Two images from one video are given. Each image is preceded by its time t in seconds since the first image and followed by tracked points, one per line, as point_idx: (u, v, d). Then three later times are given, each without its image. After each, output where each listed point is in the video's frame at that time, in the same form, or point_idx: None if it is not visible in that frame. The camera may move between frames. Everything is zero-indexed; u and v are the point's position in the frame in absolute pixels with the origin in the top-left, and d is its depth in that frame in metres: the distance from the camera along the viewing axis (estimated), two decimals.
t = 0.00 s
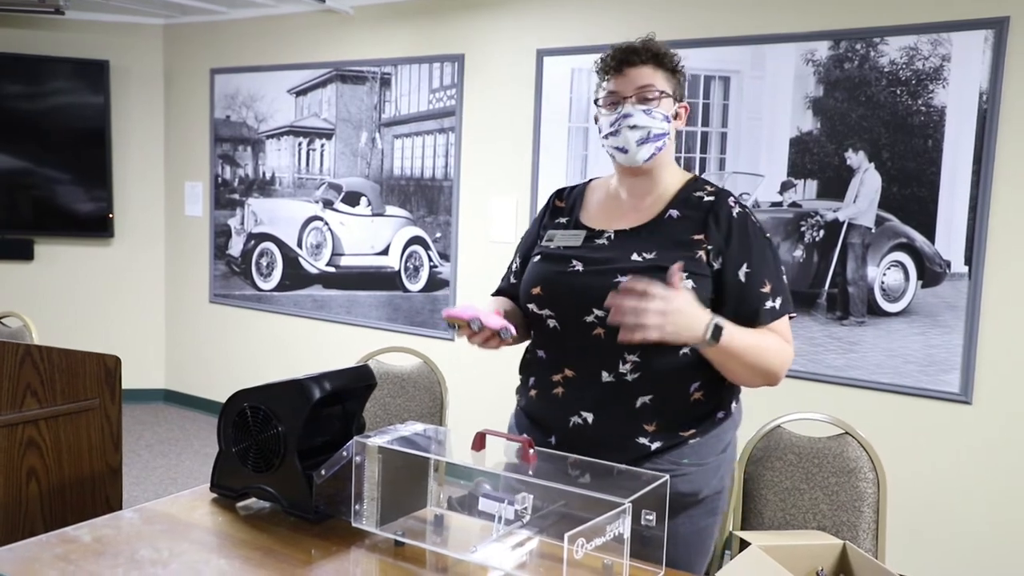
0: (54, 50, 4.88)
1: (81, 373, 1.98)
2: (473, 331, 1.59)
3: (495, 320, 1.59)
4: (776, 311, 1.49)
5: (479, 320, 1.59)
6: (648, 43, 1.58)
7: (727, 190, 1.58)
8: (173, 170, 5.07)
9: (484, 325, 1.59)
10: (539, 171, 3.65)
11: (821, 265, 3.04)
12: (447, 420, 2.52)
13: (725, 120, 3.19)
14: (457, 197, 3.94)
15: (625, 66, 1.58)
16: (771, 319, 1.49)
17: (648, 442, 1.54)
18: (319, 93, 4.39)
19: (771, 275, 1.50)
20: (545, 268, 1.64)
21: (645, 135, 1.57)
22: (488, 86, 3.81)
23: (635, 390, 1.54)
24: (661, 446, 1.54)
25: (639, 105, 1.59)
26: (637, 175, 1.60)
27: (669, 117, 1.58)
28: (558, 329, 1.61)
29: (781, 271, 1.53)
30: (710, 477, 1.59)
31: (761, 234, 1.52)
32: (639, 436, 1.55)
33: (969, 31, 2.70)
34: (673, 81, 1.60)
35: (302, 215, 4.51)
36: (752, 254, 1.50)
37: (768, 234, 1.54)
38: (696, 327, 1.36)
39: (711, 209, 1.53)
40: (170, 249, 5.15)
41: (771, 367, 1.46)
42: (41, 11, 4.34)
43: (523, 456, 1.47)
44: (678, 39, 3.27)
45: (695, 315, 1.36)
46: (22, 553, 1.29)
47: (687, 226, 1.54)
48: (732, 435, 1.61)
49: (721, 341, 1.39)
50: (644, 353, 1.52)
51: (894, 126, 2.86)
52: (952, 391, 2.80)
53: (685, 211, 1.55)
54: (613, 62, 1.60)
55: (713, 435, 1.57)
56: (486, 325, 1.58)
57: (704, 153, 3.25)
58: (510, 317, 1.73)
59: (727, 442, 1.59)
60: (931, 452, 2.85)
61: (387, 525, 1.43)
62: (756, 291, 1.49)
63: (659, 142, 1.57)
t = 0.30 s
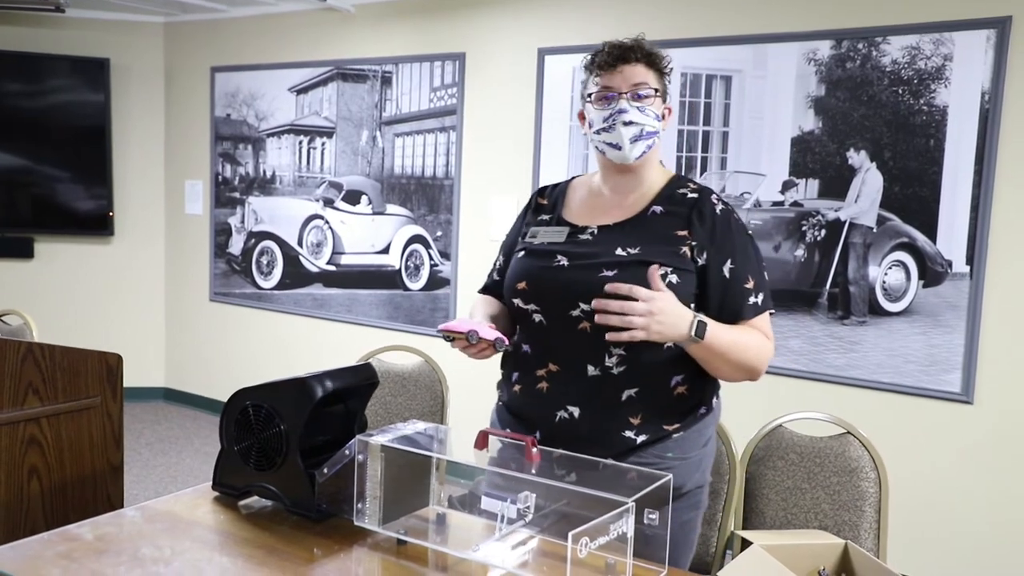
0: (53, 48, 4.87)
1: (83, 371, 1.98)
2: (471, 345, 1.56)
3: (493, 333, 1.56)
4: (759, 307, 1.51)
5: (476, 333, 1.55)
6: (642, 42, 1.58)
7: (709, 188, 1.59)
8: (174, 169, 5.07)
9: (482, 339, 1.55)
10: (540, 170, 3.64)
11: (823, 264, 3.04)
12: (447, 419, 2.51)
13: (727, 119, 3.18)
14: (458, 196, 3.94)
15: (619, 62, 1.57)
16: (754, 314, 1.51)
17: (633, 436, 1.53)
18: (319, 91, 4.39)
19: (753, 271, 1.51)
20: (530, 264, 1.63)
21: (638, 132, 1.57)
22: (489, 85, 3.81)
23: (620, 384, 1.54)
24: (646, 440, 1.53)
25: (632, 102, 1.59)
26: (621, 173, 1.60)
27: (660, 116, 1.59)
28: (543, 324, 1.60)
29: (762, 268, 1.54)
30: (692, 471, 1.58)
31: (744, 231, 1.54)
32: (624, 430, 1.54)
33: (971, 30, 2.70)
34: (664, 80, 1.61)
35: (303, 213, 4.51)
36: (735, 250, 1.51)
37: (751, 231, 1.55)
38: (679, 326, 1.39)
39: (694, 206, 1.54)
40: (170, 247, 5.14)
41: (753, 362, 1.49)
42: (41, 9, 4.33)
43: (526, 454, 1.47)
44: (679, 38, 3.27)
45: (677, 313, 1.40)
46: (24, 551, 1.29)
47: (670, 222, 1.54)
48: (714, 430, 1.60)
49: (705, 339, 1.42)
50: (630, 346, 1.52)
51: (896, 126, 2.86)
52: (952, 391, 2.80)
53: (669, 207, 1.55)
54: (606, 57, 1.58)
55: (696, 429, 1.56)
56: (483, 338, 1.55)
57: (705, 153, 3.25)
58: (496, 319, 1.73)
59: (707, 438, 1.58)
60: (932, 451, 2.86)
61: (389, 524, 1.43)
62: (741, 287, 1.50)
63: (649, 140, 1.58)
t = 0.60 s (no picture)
0: (53, 47, 4.87)
1: (84, 371, 1.97)
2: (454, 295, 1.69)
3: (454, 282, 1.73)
4: (741, 298, 1.50)
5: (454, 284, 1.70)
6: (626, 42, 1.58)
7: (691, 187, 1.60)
8: (174, 168, 5.06)
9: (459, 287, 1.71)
10: (541, 170, 3.64)
11: (822, 264, 3.04)
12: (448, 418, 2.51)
13: (727, 119, 3.19)
14: (458, 195, 3.93)
15: (603, 62, 1.57)
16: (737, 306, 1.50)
17: (617, 431, 1.53)
18: (319, 91, 4.39)
19: (735, 266, 1.51)
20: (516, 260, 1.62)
21: (623, 132, 1.58)
22: (490, 85, 3.81)
23: (604, 379, 1.54)
24: (629, 435, 1.53)
25: (617, 101, 1.58)
26: (605, 172, 1.60)
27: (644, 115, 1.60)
28: (527, 319, 1.61)
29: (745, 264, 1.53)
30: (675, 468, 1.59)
31: (726, 228, 1.54)
32: (608, 425, 1.54)
33: (972, 31, 2.70)
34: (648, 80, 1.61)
35: (302, 213, 4.51)
36: (717, 245, 1.51)
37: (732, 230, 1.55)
38: (670, 282, 1.34)
39: (677, 203, 1.54)
40: (170, 246, 5.14)
41: (736, 346, 1.44)
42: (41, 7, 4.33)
43: (527, 454, 1.46)
44: (680, 38, 3.27)
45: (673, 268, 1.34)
46: (25, 551, 1.29)
47: (654, 220, 1.54)
48: (696, 426, 1.61)
49: (694, 307, 1.37)
50: (614, 341, 1.53)
51: (896, 126, 2.87)
52: (952, 391, 2.81)
53: (652, 206, 1.55)
54: (591, 57, 1.58)
55: (678, 426, 1.56)
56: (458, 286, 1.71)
57: (705, 153, 3.25)
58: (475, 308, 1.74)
59: (688, 435, 1.59)
60: (932, 451, 2.86)
61: (391, 524, 1.43)
62: (722, 280, 1.49)
63: (634, 140, 1.59)
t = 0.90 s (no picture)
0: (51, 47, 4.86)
1: (81, 370, 1.97)
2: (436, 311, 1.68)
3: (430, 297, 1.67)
4: (720, 302, 1.52)
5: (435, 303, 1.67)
6: (609, 44, 1.57)
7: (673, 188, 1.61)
8: (171, 167, 5.06)
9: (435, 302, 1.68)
10: (539, 170, 3.64)
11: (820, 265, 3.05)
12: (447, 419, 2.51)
13: (724, 119, 3.19)
14: (457, 195, 3.93)
15: (585, 65, 1.56)
16: (716, 309, 1.52)
17: (597, 427, 1.54)
18: (317, 90, 4.39)
19: (716, 269, 1.52)
20: (496, 259, 1.62)
21: (604, 136, 1.56)
22: (488, 85, 3.81)
23: (584, 376, 1.54)
24: (609, 431, 1.54)
25: (599, 106, 1.57)
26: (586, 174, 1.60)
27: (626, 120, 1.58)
28: (508, 317, 1.60)
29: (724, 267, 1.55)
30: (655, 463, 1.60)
31: (707, 231, 1.55)
32: (588, 421, 1.55)
33: (970, 31, 2.70)
34: (631, 84, 1.60)
35: (300, 213, 4.51)
36: (698, 248, 1.52)
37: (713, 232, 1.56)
38: (656, 311, 1.36)
39: (659, 205, 1.55)
40: (167, 246, 5.13)
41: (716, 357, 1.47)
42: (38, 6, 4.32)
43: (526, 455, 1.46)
44: (679, 39, 3.27)
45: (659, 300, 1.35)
46: (24, 551, 1.29)
47: (635, 220, 1.55)
48: (676, 422, 1.62)
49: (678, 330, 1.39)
50: (595, 339, 1.53)
51: (893, 126, 2.87)
52: (950, 391, 2.81)
53: (633, 206, 1.56)
54: (573, 60, 1.58)
55: (659, 422, 1.58)
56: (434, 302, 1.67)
57: (703, 153, 3.25)
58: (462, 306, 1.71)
59: (668, 430, 1.60)
60: (929, 451, 2.86)
61: (389, 523, 1.43)
62: (703, 283, 1.51)
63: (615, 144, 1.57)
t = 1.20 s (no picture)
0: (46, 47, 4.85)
1: (77, 371, 1.96)
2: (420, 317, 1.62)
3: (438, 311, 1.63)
4: (699, 297, 1.51)
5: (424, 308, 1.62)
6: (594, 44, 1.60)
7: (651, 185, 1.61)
8: (167, 168, 5.05)
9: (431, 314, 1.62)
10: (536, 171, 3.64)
11: (815, 265, 3.05)
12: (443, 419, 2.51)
13: (720, 120, 3.20)
14: (453, 196, 3.93)
15: (569, 61, 1.59)
16: (694, 305, 1.50)
17: (578, 424, 1.54)
18: (313, 91, 4.39)
19: (694, 265, 1.52)
20: (476, 260, 1.63)
21: (583, 131, 1.59)
22: (484, 86, 3.81)
23: (563, 374, 1.54)
24: (591, 427, 1.53)
25: (579, 101, 1.60)
26: (565, 170, 1.61)
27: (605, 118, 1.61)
28: (488, 318, 1.61)
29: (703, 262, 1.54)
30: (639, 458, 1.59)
31: (685, 226, 1.54)
32: (569, 418, 1.54)
33: (965, 32, 2.71)
34: (614, 84, 1.63)
35: (296, 213, 4.50)
36: (676, 244, 1.52)
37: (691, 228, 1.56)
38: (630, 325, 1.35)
39: (636, 202, 1.55)
40: (163, 247, 5.12)
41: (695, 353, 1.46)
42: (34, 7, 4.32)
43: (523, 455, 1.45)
44: (674, 39, 3.28)
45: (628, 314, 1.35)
46: (20, 552, 1.28)
47: (612, 217, 1.55)
48: (659, 417, 1.61)
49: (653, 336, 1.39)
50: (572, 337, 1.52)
51: (888, 127, 2.88)
52: (946, 391, 2.82)
53: (611, 204, 1.56)
54: (558, 56, 1.60)
55: (641, 416, 1.57)
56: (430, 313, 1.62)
57: (699, 153, 3.25)
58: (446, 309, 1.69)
59: (651, 426, 1.59)
60: (925, 451, 2.87)
61: (385, 524, 1.43)
62: (681, 278, 1.50)
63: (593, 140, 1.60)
